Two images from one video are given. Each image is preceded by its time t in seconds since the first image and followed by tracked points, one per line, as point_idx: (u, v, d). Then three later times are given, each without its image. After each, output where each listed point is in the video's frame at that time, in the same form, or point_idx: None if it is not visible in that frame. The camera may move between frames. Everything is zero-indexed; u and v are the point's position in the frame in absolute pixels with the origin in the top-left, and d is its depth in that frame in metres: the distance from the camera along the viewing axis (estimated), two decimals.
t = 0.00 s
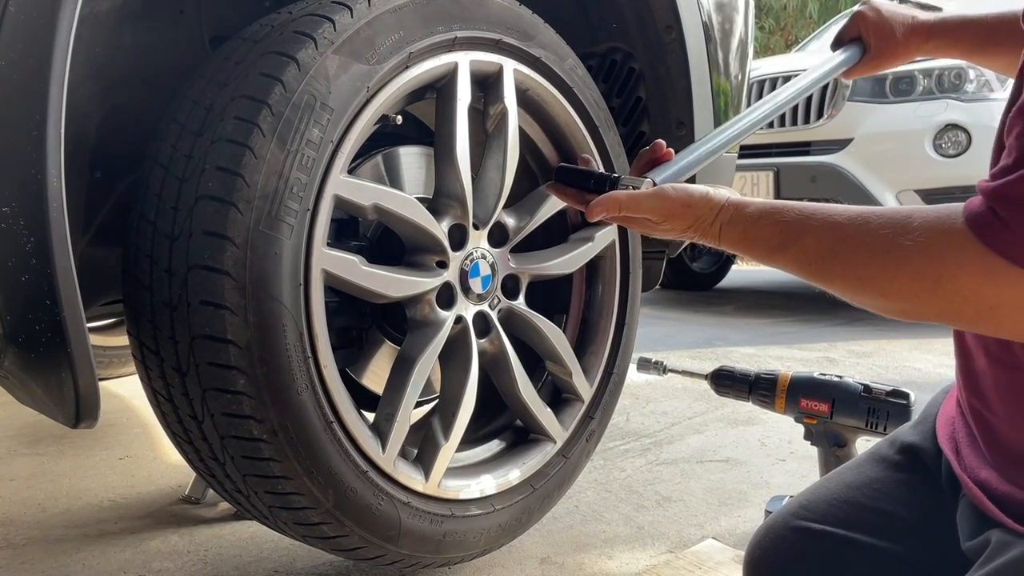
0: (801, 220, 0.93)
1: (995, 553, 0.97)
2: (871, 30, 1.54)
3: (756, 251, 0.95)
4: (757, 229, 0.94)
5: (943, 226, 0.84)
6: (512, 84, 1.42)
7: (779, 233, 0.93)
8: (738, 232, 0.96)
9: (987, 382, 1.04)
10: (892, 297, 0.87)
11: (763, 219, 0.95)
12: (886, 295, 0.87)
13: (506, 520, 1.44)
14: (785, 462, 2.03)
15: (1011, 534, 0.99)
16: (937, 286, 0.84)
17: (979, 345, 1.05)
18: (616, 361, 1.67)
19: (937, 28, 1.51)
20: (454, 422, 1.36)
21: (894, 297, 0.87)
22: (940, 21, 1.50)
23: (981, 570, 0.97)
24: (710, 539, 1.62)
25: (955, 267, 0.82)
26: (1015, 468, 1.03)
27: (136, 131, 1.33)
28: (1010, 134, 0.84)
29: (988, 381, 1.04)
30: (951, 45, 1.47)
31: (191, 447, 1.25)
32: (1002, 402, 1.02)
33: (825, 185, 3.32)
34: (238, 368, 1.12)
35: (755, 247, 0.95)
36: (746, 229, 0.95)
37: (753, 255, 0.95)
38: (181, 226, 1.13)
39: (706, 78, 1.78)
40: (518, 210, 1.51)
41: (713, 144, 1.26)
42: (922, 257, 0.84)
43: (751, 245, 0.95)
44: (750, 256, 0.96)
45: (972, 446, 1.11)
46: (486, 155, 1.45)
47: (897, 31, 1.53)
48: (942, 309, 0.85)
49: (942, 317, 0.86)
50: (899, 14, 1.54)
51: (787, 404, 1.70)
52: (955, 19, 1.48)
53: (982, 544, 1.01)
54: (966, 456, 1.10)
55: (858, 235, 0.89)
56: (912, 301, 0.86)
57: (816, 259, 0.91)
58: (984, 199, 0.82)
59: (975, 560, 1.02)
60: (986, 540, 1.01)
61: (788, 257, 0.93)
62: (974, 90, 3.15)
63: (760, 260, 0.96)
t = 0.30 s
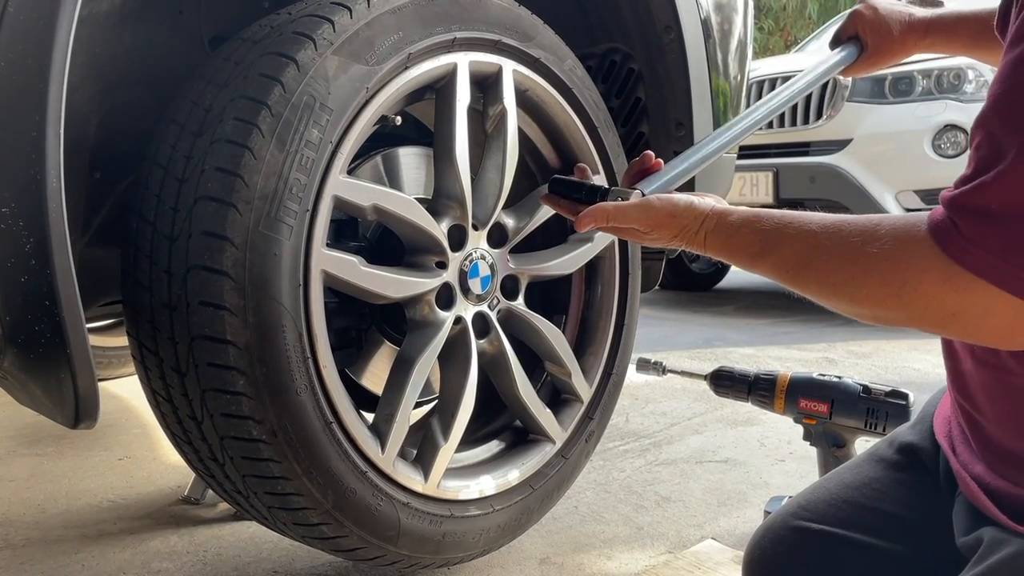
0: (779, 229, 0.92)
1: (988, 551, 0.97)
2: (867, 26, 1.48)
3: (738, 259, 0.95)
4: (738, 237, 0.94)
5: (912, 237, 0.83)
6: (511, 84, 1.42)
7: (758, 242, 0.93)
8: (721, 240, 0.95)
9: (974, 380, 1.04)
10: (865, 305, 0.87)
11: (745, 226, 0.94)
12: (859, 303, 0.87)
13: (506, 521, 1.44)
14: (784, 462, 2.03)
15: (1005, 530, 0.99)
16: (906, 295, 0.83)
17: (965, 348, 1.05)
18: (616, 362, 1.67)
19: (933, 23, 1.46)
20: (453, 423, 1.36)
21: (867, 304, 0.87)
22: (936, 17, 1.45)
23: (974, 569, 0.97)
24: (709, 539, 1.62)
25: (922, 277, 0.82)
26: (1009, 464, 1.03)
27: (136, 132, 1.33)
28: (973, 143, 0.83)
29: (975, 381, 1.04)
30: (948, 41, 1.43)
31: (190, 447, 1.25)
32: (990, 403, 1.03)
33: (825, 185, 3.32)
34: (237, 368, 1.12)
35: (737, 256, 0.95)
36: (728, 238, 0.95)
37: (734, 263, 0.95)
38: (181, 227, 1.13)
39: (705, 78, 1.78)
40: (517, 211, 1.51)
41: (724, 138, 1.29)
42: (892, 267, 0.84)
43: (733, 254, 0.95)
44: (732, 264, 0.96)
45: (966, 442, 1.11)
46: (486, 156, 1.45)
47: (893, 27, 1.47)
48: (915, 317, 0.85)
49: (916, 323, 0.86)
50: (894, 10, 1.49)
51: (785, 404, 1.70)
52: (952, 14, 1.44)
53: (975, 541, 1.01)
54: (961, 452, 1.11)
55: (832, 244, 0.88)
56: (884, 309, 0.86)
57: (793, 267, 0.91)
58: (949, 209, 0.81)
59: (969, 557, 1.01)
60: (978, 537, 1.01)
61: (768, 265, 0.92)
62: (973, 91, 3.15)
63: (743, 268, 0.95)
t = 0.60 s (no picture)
0: (780, 213, 0.92)
1: (987, 553, 0.98)
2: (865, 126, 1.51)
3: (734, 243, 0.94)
4: (736, 221, 0.94)
5: (912, 221, 0.83)
6: (511, 85, 1.42)
7: (757, 225, 0.92)
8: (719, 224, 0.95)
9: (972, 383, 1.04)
10: (860, 289, 0.86)
11: (743, 211, 0.94)
12: (855, 287, 0.86)
13: (505, 521, 1.44)
14: (784, 464, 2.03)
15: (1005, 532, 0.99)
16: (903, 277, 0.83)
17: (965, 352, 1.05)
18: (615, 363, 1.67)
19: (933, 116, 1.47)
20: (453, 424, 1.36)
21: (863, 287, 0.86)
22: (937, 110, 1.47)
23: (974, 570, 0.97)
24: (709, 540, 1.62)
25: (921, 258, 0.82)
26: (1007, 466, 1.03)
27: (135, 133, 1.33)
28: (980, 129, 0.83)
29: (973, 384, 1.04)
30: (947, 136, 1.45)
31: (189, 448, 1.25)
32: (987, 406, 1.03)
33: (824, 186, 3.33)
34: (236, 369, 1.12)
35: (734, 240, 0.94)
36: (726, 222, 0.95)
37: (730, 248, 0.94)
38: (180, 228, 1.13)
39: (704, 80, 1.78)
40: (516, 212, 1.51)
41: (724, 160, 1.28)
42: (891, 249, 0.84)
43: (730, 239, 0.94)
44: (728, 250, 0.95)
45: (964, 444, 1.11)
46: (485, 157, 1.45)
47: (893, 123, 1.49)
48: (911, 302, 0.84)
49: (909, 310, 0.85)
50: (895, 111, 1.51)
51: (785, 405, 1.70)
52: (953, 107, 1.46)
53: (975, 542, 1.01)
54: (959, 455, 1.11)
55: (831, 227, 0.88)
56: (879, 294, 0.85)
57: (790, 250, 0.90)
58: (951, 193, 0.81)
59: (968, 558, 1.02)
60: (978, 538, 1.01)
61: (764, 250, 0.92)
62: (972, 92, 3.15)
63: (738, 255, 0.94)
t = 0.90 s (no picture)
0: (793, 216, 0.91)
1: (988, 554, 0.98)
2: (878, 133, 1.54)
3: (748, 250, 0.93)
4: (749, 227, 0.93)
5: (934, 220, 0.83)
6: (510, 87, 1.42)
7: (771, 229, 0.92)
8: (731, 231, 0.94)
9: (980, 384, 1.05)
10: (881, 290, 0.85)
11: (755, 217, 0.93)
12: (877, 289, 0.85)
13: (505, 523, 1.44)
14: (783, 465, 2.03)
15: (1005, 534, 0.99)
16: (925, 275, 0.82)
17: (972, 351, 1.05)
18: (614, 364, 1.67)
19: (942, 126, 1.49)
20: (452, 426, 1.36)
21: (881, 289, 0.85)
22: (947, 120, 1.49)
23: (976, 570, 0.97)
24: (709, 541, 1.63)
25: (945, 258, 0.81)
26: (1010, 469, 1.03)
27: (135, 134, 1.33)
28: (1010, 124, 0.82)
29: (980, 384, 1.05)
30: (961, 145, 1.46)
31: (189, 450, 1.25)
32: (994, 407, 1.03)
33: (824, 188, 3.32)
34: (235, 371, 1.12)
35: (747, 246, 0.93)
36: (738, 229, 0.94)
37: (743, 254, 0.93)
38: (179, 229, 1.13)
39: (703, 81, 1.78)
40: (516, 213, 1.51)
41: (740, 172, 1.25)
42: (913, 249, 0.83)
43: (743, 246, 0.93)
44: (740, 257, 0.94)
45: (966, 446, 1.11)
46: (484, 158, 1.45)
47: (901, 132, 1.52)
48: (934, 304, 0.83)
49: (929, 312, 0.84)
50: (904, 119, 1.53)
51: (784, 407, 1.70)
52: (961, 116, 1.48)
53: (976, 545, 1.01)
54: (962, 457, 1.11)
55: (849, 229, 0.87)
56: (900, 294, 0.84)
57: (805, 252, 0.89)
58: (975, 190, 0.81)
59: (969, 560, 1.02)
60: (979, 540, 1.01)
61: (779, 254, 0.91)
62: (971, 92, 3.16)
63: (752, 261, 0.94)
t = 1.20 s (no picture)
0: (828, 232, 0.91)
1: (991, 558, 0.98)
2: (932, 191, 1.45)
3: (780, 265, 0.93)
4: (780, 242, 0.93)
5: (972, 231, 0.82)
6: (510, 89, 1.42)
7: (804, 245, 0.91)
8: (762, 247, 0.94)
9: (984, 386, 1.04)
10: (921, 305, 0.84)
11: (786, 233, 0.93)
12: (917, 304, 0.84)
13: (505, 525, 1.44)
14: (783, 466, 2.03)
15: (1007, 538, 1.00)
16: (968, 289, 0.81)
17: (978, 353, 1.04)
18: (614, 366, 1.67)
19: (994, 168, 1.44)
20: (452, 428, 1.36)
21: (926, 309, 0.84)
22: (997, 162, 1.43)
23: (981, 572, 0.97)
24: (709, 543, 1.63)
25: (985, 269, 0.80)
26: (1012, 473, 1.03)
27: (135, 136, 1.33)
28: None
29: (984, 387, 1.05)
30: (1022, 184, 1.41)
31: (189, 452, 1.25)
32: (998, 409, 1.03)
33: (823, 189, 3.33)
34: (236, 373, 1.12)
35: (780, 262, 0.93)
36: (770, 245, 0.94)
37: (775, 270, 0.93)
38: (179, 232, 1.14)
39: (703, 83, 1.78)
40: (516, 215, 1.51)
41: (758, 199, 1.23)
42: (952, 261, 0.82)
43: (776, 261, 0.93)
44: (773, 273, 0.94)
45: (967, 448, 1.11)
46: (484, 160, 1.45)
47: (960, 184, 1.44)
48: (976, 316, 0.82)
49: (973, 327, 0.83)
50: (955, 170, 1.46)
51: (784, 408, 1.70)
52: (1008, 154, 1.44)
53: (979, 548, 1.02)
54: (964, 459, 1.11)
55: (885, 243, 0.86)
56: (940, 308, 0.83)
57: (839, 270, 0.88)
58: (1013, 202, 0.80)
59: (973, 564, 1.02)
60: (982, 543, 1.01)
61: (814, 270, 0.90)
62: (970, 95, 3.15)
63: (785, 278, 0.93)
